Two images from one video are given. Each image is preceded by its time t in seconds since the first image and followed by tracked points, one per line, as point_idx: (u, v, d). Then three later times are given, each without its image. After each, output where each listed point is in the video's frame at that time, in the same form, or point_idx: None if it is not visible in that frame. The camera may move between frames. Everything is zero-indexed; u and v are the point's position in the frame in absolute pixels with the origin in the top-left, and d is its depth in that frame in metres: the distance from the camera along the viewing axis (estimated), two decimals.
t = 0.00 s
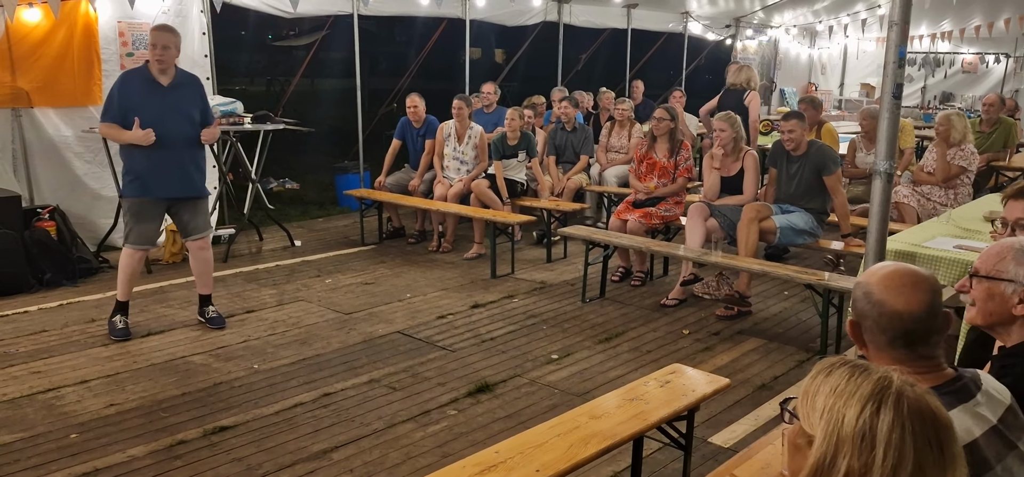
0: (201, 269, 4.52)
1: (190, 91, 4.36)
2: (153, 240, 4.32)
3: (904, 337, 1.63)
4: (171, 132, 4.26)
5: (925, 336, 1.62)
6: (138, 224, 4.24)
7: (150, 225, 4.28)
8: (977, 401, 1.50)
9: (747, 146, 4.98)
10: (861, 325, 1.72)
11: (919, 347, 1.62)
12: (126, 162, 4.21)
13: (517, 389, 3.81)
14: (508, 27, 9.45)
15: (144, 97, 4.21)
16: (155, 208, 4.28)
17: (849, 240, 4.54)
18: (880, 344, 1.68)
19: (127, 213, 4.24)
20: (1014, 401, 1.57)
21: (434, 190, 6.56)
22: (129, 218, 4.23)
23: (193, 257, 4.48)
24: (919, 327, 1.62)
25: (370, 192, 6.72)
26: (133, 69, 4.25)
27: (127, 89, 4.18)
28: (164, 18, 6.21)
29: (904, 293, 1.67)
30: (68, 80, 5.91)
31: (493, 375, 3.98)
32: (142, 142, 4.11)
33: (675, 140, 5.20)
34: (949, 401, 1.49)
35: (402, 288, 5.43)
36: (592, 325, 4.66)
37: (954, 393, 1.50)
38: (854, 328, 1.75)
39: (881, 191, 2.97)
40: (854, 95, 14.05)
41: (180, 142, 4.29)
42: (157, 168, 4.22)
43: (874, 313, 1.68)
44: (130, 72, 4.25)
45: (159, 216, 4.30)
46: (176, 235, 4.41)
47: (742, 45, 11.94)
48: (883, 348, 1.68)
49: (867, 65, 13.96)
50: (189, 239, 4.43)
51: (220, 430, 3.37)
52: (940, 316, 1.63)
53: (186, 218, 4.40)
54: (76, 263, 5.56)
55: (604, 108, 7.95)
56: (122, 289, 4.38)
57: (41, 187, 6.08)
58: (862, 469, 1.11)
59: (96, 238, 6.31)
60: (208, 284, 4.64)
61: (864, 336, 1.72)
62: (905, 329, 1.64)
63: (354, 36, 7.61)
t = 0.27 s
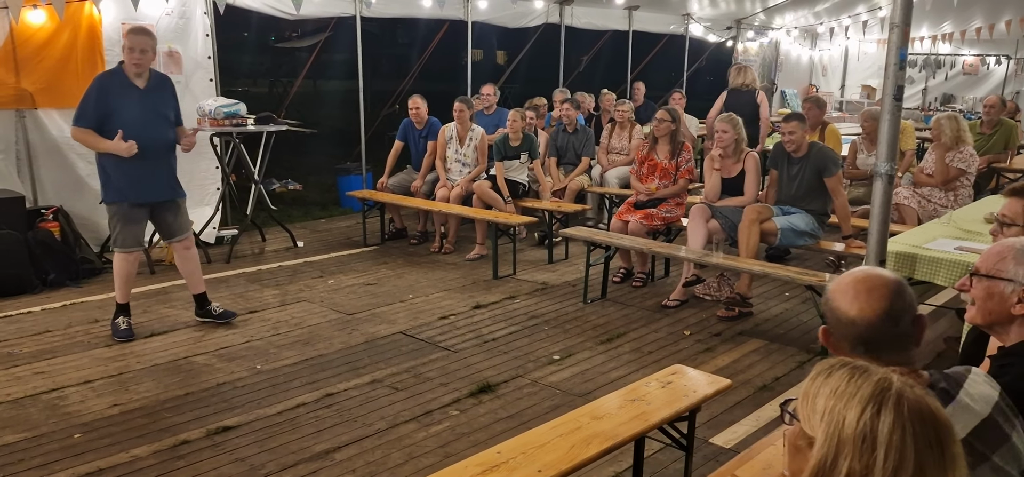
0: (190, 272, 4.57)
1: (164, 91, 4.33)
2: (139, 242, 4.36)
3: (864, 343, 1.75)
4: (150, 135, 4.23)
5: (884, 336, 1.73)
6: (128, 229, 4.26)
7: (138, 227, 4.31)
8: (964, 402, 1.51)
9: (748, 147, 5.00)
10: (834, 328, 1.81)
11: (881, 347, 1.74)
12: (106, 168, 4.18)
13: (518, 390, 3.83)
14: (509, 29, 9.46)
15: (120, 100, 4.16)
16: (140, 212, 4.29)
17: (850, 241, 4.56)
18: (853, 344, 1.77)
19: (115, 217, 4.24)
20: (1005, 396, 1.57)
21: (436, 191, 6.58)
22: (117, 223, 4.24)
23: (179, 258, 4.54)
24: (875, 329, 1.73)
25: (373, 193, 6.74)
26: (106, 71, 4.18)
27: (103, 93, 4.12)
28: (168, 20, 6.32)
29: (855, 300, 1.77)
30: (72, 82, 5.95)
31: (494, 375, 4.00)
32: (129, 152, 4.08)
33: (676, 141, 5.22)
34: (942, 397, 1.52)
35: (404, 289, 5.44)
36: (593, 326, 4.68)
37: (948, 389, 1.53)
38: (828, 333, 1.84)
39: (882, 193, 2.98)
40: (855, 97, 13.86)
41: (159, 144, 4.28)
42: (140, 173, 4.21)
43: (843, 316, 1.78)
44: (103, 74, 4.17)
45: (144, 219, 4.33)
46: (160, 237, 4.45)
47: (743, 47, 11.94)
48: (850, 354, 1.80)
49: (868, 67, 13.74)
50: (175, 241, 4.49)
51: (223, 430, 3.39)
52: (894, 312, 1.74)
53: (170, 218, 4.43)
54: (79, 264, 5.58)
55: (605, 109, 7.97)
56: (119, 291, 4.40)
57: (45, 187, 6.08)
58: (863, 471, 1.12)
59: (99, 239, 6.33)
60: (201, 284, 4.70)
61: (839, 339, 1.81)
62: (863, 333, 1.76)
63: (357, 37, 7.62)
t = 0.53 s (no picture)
0: (173, 274, 4.59)
1: (152, 91, 4.35)
2: (137, 244, 4.36)
3: (842, 337, 1.77)
4: (142, 136, 4.24)
5: (863, 332, 1.74)
6: (127, 230, 4.26)
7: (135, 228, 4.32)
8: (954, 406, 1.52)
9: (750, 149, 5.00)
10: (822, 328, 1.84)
11: (860, 343, 1.75)
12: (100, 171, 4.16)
13: (520, 391, 3.83)
14: (511, 30, 9.47)
15: (112, 102, 4.15)
16: (137, 212, 4.30)
17: (851, 242, 4.55)
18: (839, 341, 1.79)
19: (112, 219, 4.24)
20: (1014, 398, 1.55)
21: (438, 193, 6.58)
22: (115, 224, 4.24)
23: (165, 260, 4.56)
24: (853, 325, 1.75)
25: (374, 194, 6.74)
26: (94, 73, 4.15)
27: (95, 95, 4.09)
28: (169, 22, 6.33)
29: (838, 296, 1.80)
30: (74, 84, 5.97)
31: (496, 377, 4.00)
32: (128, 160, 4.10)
33: (678, 142, 5.22)
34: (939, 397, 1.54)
35: (405, 290, 5.45)
36: (595, 328, 4.68)
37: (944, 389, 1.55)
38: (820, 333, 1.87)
39: (884, 195, 2.98)
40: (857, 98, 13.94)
41: (150, 144, 4.29)
42: (135, 174, 4.22)
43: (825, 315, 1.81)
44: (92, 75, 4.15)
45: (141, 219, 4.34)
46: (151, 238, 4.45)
47: (744, 48, 11.94)
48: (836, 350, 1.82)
49: (869, 68, 13.75)
50: (169, 241, 4.52)
51: (225, 432, 3.39)
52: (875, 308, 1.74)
53: (162, 217, 4.45)
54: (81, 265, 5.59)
55: (607, 111, 7.97)
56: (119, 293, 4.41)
57: (47, 188, 6.08)
58: (864, 471, 1.12)
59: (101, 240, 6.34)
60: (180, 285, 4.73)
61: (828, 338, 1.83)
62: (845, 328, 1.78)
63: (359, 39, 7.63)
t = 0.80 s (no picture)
0: (171, 277, 4.59)
1: (151, 91, 4.37)
2: (138, 245, 4.36)
3: (855, 335, 1.74)
4: (143, 136, 4.26)
5: (874, 329, 1.71)
6: (128, 232, 4.26)
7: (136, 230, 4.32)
8: (961, 411, 1.54)
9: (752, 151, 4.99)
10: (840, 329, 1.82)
11: (871, 341, 1.72)
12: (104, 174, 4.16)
13: (521, 393, 3.83)
14: (513, 32, 9.47)
15: (113, 103, 4.16)
16: (138, 213, 4.30)
17: (854, 244, 4.52)
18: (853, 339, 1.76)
19: (113, 219, 4.23)
20: None
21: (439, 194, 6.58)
22: (115, 226, 4.23)
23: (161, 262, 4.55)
24: (864, 322, 1.72)
25: (376, 196, 6.74)
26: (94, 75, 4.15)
27: (97, 97, 4.10)
28: (171, 23, 6.35)
29: (852, 294, 1.78)
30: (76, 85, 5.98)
31: (498, 378, 4.00)
32: (139, 175, 4.13)
33: (679, 144, 5.22)
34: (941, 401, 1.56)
35: (407, 292, 5.45)
36: (596, 329, 4.67)
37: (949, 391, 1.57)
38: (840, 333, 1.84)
39: (885, 196, 2.98)
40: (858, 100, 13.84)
41: (150, 145, 4.31)
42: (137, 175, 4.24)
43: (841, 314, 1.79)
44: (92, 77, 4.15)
45: (141, 221, 4.34)
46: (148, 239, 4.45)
47: (746, 50, 11.95)
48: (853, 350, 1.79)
49: (872, 69, 13.66)
50: (166, 243, 4.52)
51: (226, 433, 3.40)
52: (887, 307, 1.71)
53: (161, 217, 4.45)
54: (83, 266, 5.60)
55: (608, 113, 7.97)
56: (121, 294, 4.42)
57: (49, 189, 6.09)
58: (864, 473, 1.12)
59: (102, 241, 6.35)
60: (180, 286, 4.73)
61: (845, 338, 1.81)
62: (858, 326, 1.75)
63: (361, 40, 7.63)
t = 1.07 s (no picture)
0: (173, 277, 4.59)
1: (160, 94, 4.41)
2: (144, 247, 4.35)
3: (887, 330, 1.73)
4: (155, 138, 4.29)
5: (907, 325, 1.70)
6: (134, 232, 4.26)
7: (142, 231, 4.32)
8: (993, 407, 1.58)
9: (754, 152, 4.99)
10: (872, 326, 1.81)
11: (904, 336, 1.70)
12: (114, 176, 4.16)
13: (523, 394, 3.83)
14: (515, 33, 9.47)
15: (129, 105, 4.17)
16: (145, 214, 4.30)
17: (855, 246, 4.50)
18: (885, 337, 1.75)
19: (118, 221, 4.24)
20: None
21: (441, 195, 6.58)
22: (121, 226, 4.23)
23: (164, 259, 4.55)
24: (898, 317, 1.71)
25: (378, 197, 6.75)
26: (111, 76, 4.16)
27: (113, 98, 4.11)
28: (173, 24, 6.36)
29: (887, 291, 1.77)
30: (79, 86, 5.99)
31: (499, 379, 4.00)
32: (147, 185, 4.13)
33: (681, 145, 5.21)
34: (954, 404, 1.59)
35: (408, 293, 5.45)
36: (598, 331, 4.67)
37: (964, 395, 1.60)
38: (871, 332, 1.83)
39: (887, 198, 2.97)
40: (861, 101, 14.00)
41: (161, 147, 4.34)
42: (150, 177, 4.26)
43: (873, 311, 1.78)
44: (108, 78, 4.16)
45: (147, 222, 4.34)
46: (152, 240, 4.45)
47: (748, 51, 11.94)
48: (886, 347, 1.77)
49: (874, 71, 13.93)
50: (170, 242, 4.52)
51: (228, 434, 3.40)
52: (922, 304, 1.70)
53: (166, 217, 4.45)
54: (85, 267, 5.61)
55: (610, 114, 7.97)
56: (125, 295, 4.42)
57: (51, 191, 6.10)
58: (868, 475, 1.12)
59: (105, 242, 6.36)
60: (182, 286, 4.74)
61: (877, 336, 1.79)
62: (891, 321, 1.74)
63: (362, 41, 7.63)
